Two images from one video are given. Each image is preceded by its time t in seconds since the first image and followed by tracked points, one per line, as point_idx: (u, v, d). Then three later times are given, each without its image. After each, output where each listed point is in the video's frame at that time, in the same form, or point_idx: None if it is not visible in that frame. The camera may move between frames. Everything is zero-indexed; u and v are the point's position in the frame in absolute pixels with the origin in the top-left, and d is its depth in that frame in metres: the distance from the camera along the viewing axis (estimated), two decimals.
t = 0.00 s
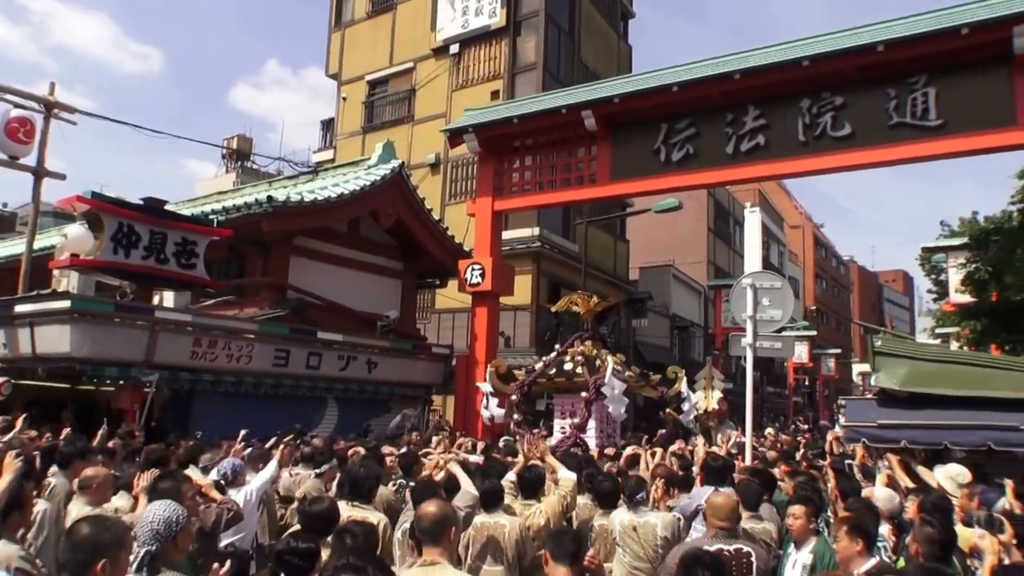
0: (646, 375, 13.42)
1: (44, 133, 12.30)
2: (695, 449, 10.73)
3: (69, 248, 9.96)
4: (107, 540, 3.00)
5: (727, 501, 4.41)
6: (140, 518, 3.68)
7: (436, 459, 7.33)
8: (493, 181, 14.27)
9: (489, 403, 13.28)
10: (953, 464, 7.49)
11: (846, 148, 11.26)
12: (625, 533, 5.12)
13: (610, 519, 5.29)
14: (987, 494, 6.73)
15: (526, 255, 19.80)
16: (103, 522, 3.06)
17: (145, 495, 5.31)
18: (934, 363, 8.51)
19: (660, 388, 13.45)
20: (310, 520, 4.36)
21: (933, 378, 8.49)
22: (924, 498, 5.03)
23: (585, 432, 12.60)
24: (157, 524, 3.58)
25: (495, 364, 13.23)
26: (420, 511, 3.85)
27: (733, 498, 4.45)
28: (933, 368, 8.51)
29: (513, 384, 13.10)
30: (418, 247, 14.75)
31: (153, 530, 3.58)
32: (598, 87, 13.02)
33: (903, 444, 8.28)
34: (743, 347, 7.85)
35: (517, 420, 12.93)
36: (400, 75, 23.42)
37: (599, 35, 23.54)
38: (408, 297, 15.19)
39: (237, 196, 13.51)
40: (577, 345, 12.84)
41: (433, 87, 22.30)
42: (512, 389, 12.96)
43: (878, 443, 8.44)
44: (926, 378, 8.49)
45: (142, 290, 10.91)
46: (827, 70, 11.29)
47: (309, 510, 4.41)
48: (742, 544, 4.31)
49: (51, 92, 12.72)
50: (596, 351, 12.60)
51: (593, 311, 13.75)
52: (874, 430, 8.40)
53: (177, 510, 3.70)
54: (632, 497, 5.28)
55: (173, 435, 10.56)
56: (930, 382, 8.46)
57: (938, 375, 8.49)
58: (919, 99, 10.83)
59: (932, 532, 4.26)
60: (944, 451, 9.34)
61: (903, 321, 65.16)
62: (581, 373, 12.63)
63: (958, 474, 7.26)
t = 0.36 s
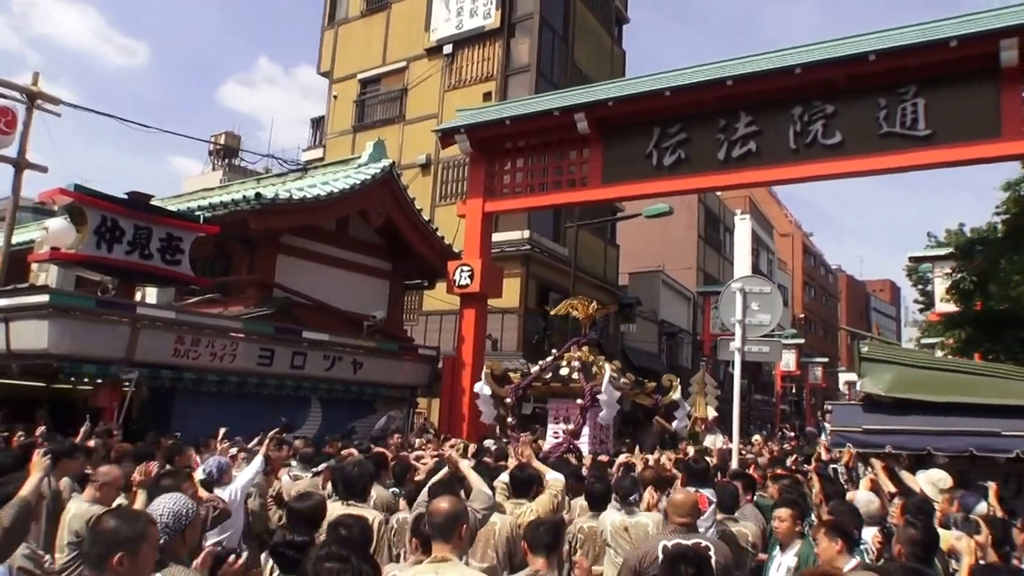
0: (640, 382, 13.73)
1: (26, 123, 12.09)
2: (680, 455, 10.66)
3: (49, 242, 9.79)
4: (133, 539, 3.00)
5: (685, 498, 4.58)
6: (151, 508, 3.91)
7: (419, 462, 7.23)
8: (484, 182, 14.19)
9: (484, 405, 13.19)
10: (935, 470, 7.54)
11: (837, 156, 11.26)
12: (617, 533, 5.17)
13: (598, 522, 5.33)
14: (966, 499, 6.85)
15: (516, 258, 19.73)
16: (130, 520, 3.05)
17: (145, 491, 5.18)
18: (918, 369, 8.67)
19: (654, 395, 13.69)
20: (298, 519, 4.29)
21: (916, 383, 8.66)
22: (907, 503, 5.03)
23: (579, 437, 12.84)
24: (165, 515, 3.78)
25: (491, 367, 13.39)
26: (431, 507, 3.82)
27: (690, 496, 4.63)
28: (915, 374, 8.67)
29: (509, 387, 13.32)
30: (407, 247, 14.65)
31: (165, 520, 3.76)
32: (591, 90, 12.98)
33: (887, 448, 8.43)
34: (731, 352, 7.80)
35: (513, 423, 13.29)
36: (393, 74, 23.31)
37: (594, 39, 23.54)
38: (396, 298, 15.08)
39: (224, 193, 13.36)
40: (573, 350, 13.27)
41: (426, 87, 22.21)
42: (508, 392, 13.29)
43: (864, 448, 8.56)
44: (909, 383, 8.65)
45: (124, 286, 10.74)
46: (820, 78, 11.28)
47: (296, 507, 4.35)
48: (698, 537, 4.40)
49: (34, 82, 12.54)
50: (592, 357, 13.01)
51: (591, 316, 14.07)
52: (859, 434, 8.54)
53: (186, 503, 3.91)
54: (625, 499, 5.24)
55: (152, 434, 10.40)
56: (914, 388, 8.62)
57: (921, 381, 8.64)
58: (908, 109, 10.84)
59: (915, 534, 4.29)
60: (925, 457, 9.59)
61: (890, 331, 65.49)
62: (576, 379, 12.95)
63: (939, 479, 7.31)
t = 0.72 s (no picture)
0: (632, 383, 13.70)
1: (10, 113, 11.90)
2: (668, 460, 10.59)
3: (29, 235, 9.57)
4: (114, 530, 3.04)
5: (655, 497, 4.61)
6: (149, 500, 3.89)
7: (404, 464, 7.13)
8: (475, 184, 14.10)
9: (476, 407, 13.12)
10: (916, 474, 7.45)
11: (826, 164, 11.25)
12: (605, 537, 5.12)
13: (585, 525, 5.23)
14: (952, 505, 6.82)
15: (505, 261, 19.66)
16: (118, 510, 3.09)
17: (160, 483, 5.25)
18: (903, 375, 8.66)
19: (646, 396, 13.69)
20: (277, 512, 4.40)
21: (901, 389, 8.66)
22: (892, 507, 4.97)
23: (573, 437, 12.90)
24: (159, 507, 3.78)
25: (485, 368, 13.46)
26: (457, 506, 3.99)
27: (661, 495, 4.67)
28: (899, 380, 8.67)
29: (503, 386, 13.32)
30: (396, 247, 14.53)
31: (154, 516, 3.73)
32: (583, 93, 12.94)
33: (871, 454, 8.44)
34: (721, 357, 7.74)
35: (508, 422, 13.34)
36: (385, 73, 23.20)
37: (587, 43, 23.51)
38: (384, 298, 14.96)
39: (211, 189, 13.21)
40: (567, 349, 13.20)
41: (417, 87, 22.12)
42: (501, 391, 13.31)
43: (849, 454, 8.54)
44: (894, 389, 8.65)
45: (106, 281, 10.57)
46: (811, 86, 11.27)
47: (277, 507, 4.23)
48: (669, 537, 4.44)
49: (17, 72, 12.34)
50: (587, 356, 12.99)
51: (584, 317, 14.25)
52: (845, 439, 8.55)
53: (180, 496, 3.90)
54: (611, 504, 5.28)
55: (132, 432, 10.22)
56: (899, 394, 8.63)
57: (906, 387, 8.65)
58: (897, 119, 10.85)
59: (898, 536, 4.24)
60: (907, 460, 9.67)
61: (876, 340, 65.81)
62: (572, 378, 12.95)
63: (920, 484, 7.18)
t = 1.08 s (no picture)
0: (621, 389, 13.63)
1: None
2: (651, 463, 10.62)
3: (14, 228, 9.38)
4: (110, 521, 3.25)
5: (648, 501, 4.66)
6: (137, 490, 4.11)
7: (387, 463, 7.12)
8: (465, 184, 14.09)
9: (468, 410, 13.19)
10: (901, 483, 7.47)
11: (817, 171, 11.32)
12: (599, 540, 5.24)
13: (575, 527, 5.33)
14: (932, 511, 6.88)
15: (493, 262, 19.67)
16: (111, 502, 3.30)
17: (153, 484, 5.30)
18: (891, 383, 8.84)
19: (634, 402, 13.56)
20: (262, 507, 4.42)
21: (888, 397, 8.84)
22: (876, 513, 5.01)
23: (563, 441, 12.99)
24: (149, 496, 3.99)
25: (476, 371, 13.42)
26: (458, 509, 4.01)
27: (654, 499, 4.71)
28: (886, 388, 8.87)
29: (492, 391, 13.28)
30: (384, 246, 14.50)
31: (146, 504, 3.96)
32: (575, 95, 12.96)
33: (857, 461, 8.65)
34: (707, 361, 7.77)
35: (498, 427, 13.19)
36: (375, 72, 23.15)
37: (579, 45, 23.55)
38: (372, 298, 14.93)
39: (198, 185, 13.13)
40: (558, 356, 13.19)
41: (408, 86, 22.10)
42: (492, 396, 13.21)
43: (836, 459, 8.77)
44: (881, 397, 8.85)
45: (91, 276, 10.50)
46: (803, 93, 11.34)
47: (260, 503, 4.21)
48: (662, 541, 4.51)
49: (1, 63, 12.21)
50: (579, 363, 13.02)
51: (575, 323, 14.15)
52: (831, 446, 8.75)
53: (170, 485, 4.11)
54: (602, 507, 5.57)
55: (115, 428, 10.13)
56: (886, 402, 8.82)
57: (892, 395, 8.82)
58: (888, 126, 10.94)
59: (887, 542, 4.27)
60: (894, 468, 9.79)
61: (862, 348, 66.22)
62: (563, 385, 12.89)
63: (904, 493, 7.21)
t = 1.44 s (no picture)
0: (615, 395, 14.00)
1: None
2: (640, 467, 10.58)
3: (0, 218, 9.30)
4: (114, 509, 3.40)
5: (646, 505, 4.68)
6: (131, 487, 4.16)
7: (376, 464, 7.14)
8: (457, 185, 14.07)
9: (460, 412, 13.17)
10: (886, 490, 7.66)
11: (810, 177, 11.39)
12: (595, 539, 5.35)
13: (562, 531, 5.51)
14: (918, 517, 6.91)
15: (483, 263, 19.66)
16: (113, 491, 3.49)
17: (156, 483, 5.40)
18: (880, 391, 8.96)
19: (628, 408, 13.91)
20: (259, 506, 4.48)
21: (877, 404, 8.92)
22: (869, 520, 5.04)
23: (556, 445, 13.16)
24: (147, 490, 4.03)
25: (470, 373, 13.59)
26: (443, 507, 4.04)
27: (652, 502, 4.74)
28: (875, 395, 8.97)
29: (487, 393, 13.42)
30: (375, 245, 14.45)
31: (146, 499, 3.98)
32: (569, 97, 12.97)
33: (845, 467, 8.76)
34: (698, 366, 7.79)
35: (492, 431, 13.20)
36: (368, 69, 23.08)
37: (573, 47, 23.57)
38: (361, 296, 14.87)
39: (188, 180, 13.04)
40: (552, 360, 13.23)
41: (400, 85, 22.05)
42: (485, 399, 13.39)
43: (824, 465, 8.89)
44: (870, 404, 8.93)
45: (78, 270, 10.40)
46: (797, 99, 11.40)
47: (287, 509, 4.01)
48: (659, 545, 4.55)
49: None
50: (572, 369, 13.11)
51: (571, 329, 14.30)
52: (819, 452, 8.87)
53: (166, 481, 4.17)
54: (601, 508, 5.64)
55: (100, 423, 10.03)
56: (874, 409, 8.89)
57: (880, 402, 8.92)
58: (882, 135, 11.01)
59: (876, 548, 4.29)
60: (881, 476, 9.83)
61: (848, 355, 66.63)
62: (557, 390, 13.06)
63: (890, 500, 7.40)
